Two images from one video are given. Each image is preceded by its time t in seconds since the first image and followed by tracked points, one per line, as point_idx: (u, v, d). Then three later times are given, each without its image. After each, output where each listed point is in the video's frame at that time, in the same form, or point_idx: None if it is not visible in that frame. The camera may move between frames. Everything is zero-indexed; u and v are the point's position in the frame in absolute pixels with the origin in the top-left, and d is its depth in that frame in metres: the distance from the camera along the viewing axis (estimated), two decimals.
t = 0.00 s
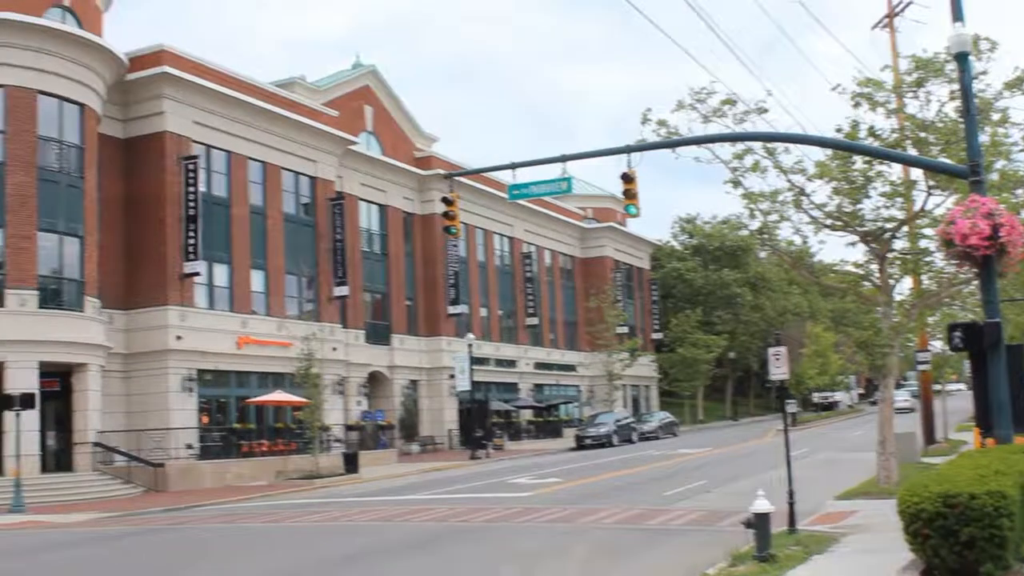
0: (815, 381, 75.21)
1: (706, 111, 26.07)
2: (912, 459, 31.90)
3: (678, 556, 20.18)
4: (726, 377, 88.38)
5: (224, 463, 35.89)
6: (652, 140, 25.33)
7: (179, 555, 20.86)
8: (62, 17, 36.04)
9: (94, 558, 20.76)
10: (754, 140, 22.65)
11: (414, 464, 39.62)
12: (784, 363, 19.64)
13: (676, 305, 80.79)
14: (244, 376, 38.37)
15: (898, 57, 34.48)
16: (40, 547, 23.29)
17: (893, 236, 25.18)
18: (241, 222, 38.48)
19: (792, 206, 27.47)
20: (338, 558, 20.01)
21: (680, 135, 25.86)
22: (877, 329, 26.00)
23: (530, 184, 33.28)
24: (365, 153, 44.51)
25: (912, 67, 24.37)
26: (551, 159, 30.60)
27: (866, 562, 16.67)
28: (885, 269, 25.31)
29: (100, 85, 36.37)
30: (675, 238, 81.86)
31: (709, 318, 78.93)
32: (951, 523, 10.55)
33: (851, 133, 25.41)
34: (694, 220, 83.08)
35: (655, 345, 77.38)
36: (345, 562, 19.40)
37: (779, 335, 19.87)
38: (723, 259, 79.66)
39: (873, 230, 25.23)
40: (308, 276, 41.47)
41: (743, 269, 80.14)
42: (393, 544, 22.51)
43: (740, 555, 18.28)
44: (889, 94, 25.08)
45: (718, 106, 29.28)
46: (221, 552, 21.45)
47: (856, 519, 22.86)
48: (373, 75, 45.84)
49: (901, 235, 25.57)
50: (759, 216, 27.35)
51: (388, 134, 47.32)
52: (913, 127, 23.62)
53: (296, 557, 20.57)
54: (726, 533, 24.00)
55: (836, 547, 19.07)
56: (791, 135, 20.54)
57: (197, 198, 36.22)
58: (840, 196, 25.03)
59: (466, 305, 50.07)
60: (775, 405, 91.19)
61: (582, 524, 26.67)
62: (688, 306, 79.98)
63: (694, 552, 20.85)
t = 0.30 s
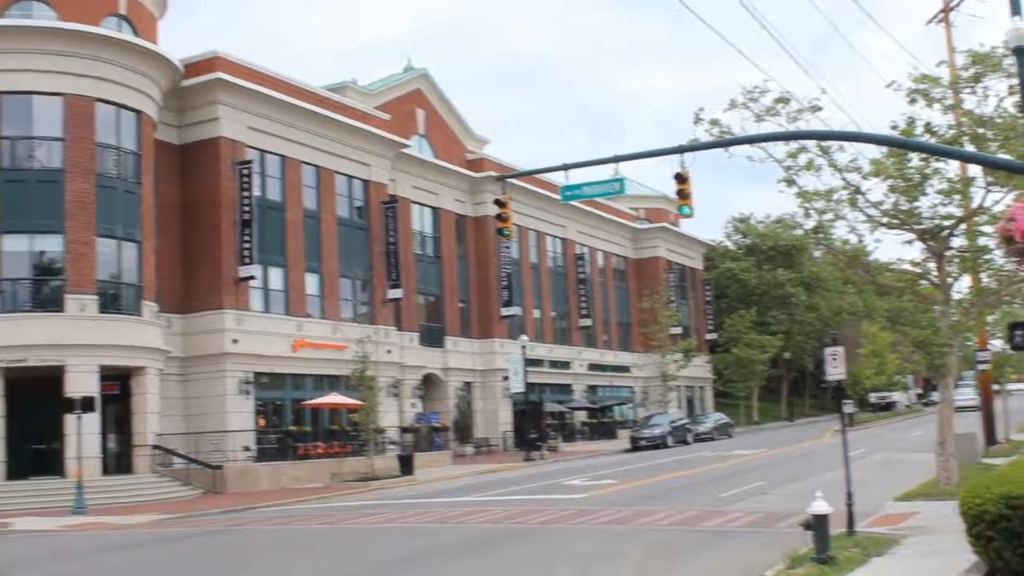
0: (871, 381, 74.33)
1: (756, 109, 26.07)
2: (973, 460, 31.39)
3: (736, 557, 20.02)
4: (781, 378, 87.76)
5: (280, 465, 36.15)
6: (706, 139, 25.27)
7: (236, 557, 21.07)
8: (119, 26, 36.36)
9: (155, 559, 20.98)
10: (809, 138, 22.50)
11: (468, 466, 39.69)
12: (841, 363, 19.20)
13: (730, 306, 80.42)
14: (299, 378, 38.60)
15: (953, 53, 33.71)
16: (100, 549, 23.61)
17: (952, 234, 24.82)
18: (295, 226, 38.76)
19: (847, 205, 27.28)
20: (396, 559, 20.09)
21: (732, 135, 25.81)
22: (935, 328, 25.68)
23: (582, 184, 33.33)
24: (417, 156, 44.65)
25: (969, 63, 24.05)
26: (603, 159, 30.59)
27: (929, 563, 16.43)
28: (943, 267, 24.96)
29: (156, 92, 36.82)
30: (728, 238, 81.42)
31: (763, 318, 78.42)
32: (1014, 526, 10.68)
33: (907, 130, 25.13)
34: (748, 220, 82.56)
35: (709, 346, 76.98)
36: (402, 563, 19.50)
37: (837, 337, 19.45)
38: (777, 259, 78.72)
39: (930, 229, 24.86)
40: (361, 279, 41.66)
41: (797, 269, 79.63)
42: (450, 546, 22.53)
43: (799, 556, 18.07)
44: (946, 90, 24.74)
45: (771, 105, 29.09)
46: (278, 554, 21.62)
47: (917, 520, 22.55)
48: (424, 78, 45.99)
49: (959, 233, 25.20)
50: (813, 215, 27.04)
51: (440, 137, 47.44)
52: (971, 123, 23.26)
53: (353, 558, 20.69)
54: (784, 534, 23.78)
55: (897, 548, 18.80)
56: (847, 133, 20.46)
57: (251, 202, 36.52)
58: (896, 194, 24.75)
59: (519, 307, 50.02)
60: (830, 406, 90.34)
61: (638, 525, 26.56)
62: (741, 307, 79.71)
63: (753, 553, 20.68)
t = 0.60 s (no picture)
0: (918, 385, 73.57)
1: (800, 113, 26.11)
2: None
3: (784, 565, 19.82)
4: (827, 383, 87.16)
5: (325, 473, 36.31)
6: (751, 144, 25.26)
7: (283, 564, 21.18)
8: (165, 37, 36.68)
9: (202, 566, 21.16)
10: (855, 141, 22.39)
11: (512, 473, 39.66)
12: (889, 368, 18.22)
13: (775, 311, 80.05)
14: (345, 386, 38.74)
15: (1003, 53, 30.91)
16: (149, 555, 23.82)
17: (1001, 237, 24.46)
18: (339, 234, 38.94)
19: (894, 209, 27.12)
20: (444, 567, 20.12)
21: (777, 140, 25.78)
22: (985, 333, 25.23)
23: (626, 191, 33.35)
24: (461, 164, 44.73)
25: (1017, 63, 23.75)
26: (646, 166, 30.54)
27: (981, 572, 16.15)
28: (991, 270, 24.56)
29: (203, 104, 37.16)
30: (773, 242, 81.06)
31: (809, 322, 78.28)
32: None
33: (954, 131, 24.85)
34: (793, 225, 82.13)
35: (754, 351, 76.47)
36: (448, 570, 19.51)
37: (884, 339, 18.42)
38: (823, 262, 79.65)
39: (979, 231, 24.50)
40: (406, 286, 41.78)
41: (843, 273, 79.14)
42: (496, 553, 22.50)
43: (847, 564, 17.80)
44: (994, 90, 24.45)
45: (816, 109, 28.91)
46: (323, 561, 21.70)
47: (969, 527, 22.21)
48: (467, 85, 46.08)
49: (1009, 236, 24.85)
50: (859, 218, 26.81)
51: (483, 144, 47.49)
52: (1019, 123, 22.88)
53: (399, 565, 20.73)
54: (832, 541, 23.52)
55: (948, 556, 18.50)
56: (893, 136, 20.39)
57: (297, 211, 36.72)
58: (944, 197, 24.45)
59: (563, 313, 49.94)
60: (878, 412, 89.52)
61: (684, 533, 26.39)
62: (787, 311, 79.40)
63: (801, 561, 20.46)
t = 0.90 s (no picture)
0: (965, 391, 72.65)
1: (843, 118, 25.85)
2: None
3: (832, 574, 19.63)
4: (872, 390, 86.40)
5: (370, 484, 36.44)
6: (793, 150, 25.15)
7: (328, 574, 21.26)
8: (207, 54, 36.88)
9: None
10: (900, 145, 22.19)
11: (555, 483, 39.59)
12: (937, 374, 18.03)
13: (819, 317, 79.56)
14: (388, 398, 38.84)
15: None
16: (198, 566, 24.03)
17: None
18: (382, 246, 39.11)
19: (939, 213, 26.79)
20: None
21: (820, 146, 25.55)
22: None
23: (669, 200, 33.36)
24: (501, 174, 44.81)
25: None
26: (688, 174, 30.45)
27: None
28: None
29: (246, 118, 37.44)
30: (816, 248, 80.59)
31: (853, 328, 77.68)
32: None
33: (1000, 133, 24.58)
34: (836, 231, 81.64)
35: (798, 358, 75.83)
36: None
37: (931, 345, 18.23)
38: (867, 269, 78.72)
39: None
40: (448, 297, 41.88)
41: (888, 279, 78.46)
42: (544, 562, 22.48)
43: (896, 572, 17.59)
44: None
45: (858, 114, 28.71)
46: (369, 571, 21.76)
47: (1021, 535, 21.89)
48: (507, 96, 46.17)
49: None
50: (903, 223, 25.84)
51: (524, 154, 47.53)
52: None
53: None
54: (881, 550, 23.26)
55: (999, 564, 18.24)
56: (937, 139, 20.20)
57: (339, 223, 36.91)
58: (990, 201, 24.04)
59: (605, 321, 49.83)
60: (925, 419, 88.55)
61: (731, 542, 26.19)
62: (831, 318, 78.83)
63: (850, 570, 20.26)
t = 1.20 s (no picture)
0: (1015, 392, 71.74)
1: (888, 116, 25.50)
2: None
3: None
4: (921, 392, 85.60)
5: (416, 487, 36.55)
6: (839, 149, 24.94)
7: None
8: (251, 62, 37.10)
9: None
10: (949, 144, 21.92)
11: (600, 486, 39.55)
12: (986, 376, 17.88)
13: (866, 318, 78.98)
14: (433, 402, 38.95)
15: None
16: (247, 569, 24.19)
17: None
18: (425, 251, 39.25)
19: (987, 212, 26.42)
20: None
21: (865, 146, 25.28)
22: None
23: (715, 201, 33.20)
24: (544, 177, 44.81)
25: None
26: (732, 175, 30.32)
27: None
28: None
29: (290, 125, 37.68)
30: (862, 249, 80.00)
31: (900, 330, 77.05)
32: None
33: None
34: (882, 231, 81.02)
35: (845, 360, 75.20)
36: None
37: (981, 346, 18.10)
38: (914, 269, 78.02)
39: None
40: (492, 301, 41.94)
41: (935, 279, 77.70)
42: (592, 566, 22.43)
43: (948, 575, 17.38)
44: None
45: (904, 113, 28.44)
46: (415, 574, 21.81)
47: None
48: (549, 99, 46.15)
49: None
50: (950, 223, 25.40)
51: (566, 157, 47.49)
52: None
53: None
54: (932, 553, 22.99)
55: None
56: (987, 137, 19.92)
57: (383, 229, 37.07)
58: None
59: (649, 324, 49.70)
60: (975, 420, 87.59)
61: (779, 545, 26.00)
62: (878, 319, 78.22)
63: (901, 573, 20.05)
